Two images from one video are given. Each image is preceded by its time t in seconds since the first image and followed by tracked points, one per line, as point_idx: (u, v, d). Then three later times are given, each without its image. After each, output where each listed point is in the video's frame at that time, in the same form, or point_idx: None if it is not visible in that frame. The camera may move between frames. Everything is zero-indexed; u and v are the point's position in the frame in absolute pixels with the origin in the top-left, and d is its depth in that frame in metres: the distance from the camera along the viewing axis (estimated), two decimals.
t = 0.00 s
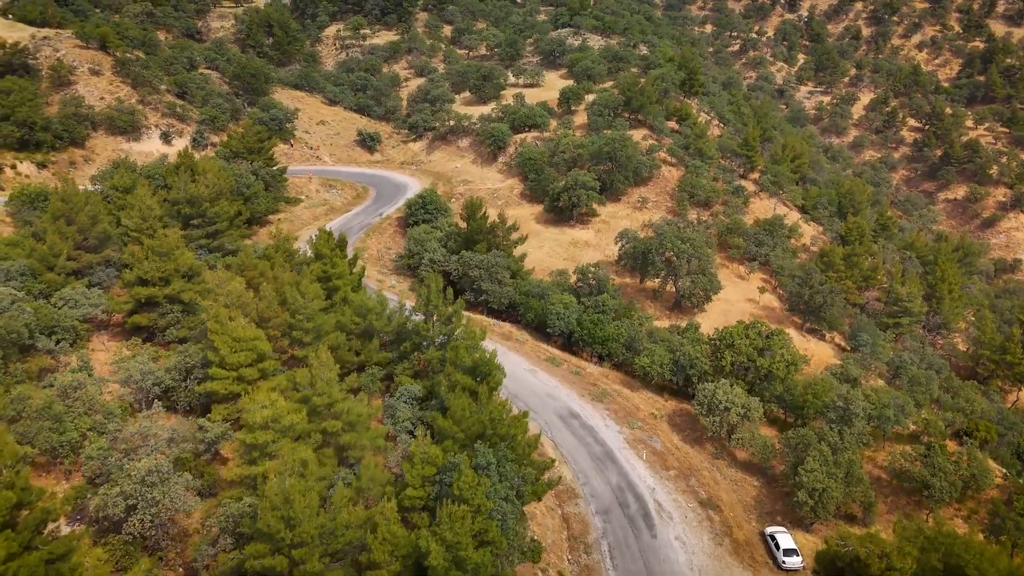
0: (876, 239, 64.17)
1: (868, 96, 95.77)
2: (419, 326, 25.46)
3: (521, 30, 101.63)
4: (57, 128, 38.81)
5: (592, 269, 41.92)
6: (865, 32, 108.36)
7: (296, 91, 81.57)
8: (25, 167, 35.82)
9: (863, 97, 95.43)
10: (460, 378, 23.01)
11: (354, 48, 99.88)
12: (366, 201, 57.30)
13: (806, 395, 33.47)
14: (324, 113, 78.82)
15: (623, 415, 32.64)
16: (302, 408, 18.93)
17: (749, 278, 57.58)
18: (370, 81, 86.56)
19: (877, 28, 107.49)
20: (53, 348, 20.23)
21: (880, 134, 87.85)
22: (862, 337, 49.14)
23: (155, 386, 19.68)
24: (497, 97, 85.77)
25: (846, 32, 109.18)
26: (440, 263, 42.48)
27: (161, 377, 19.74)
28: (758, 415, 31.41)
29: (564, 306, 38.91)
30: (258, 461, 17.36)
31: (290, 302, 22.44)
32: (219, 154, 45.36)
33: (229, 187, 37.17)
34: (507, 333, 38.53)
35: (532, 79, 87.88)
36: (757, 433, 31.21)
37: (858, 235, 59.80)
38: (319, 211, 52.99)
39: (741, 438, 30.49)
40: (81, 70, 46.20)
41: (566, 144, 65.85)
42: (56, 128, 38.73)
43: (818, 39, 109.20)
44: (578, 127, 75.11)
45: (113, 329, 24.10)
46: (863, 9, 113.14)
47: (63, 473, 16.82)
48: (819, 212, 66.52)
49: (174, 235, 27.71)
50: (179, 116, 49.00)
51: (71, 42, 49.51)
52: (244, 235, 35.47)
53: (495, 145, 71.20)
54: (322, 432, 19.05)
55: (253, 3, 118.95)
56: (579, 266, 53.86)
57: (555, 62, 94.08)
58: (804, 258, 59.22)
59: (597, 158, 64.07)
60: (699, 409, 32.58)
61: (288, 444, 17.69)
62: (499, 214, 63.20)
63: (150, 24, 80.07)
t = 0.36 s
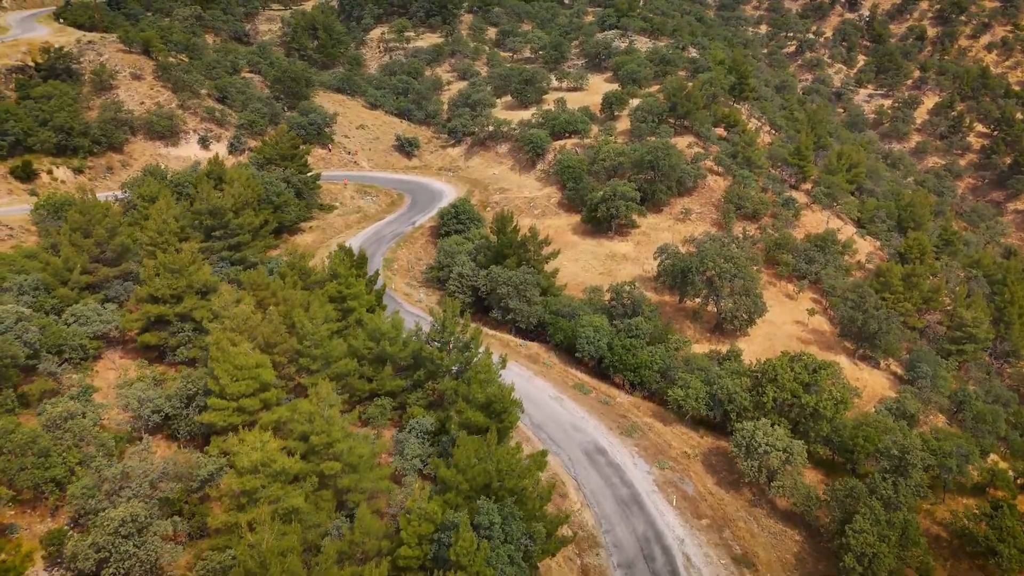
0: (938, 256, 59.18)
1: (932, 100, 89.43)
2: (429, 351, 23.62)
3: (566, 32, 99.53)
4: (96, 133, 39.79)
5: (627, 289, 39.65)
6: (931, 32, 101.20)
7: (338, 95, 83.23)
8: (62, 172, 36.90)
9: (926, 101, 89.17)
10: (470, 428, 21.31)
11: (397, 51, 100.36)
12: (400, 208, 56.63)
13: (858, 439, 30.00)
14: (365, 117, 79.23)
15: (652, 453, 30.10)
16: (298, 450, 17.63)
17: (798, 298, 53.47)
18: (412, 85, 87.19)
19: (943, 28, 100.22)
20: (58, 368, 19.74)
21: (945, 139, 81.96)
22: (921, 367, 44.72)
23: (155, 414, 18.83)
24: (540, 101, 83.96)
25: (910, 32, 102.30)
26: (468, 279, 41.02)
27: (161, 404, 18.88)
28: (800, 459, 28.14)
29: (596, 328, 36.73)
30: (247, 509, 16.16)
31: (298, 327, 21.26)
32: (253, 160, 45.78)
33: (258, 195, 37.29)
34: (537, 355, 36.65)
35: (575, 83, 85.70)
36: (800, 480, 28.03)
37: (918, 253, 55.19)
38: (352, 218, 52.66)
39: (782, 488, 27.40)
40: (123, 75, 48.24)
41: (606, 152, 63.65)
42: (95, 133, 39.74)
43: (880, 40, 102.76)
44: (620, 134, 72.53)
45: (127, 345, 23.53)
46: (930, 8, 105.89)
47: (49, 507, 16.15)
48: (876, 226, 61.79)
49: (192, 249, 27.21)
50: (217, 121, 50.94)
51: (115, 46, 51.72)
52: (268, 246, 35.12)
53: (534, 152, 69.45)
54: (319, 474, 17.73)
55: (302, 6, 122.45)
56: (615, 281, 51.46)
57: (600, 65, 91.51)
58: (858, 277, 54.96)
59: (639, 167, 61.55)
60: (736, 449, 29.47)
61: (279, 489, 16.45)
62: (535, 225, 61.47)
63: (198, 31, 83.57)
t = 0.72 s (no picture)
0: (1011, 276, 54.00)
1: (1005, 105, 82.76)
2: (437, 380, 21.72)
3: (614, 34, 96.82)
4: (134, 138, 41.19)
5: (664, 311, 37.07)
6: (1006, 32, 93.75)
7: (380, 98, 84.09)
8: (98, 177, 37.84)
9: (998, 106, 82.68)
10: (478, 473, 19.50)
11: (441, 53, 100.17)
12: (434, 216, 55.68)
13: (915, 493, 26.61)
14: (405, 121, 79.17)
15: (684, 496, 27.32)
16: (290, 494, 16.45)
17: (853, 320, 48.86)
18: (455, 89, 86.86)
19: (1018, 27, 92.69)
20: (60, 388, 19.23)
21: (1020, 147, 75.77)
22: (990, 405, 40.23)
23: (151, 444, 17.89)
24: (584, 105, 81.78)
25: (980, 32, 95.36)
26: (496, 294, 39.22)
27: (158, 433, 17.97)
28: (848, 513, 24.69)
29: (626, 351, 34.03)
30: (227, 562, 14.84)
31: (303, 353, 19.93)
32: (287, 167, 45.83)
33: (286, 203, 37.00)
34: (564, 380, 34.07)
35: (620, 86, 83.13)
36: (848, 537, 24.74)
37: (988, 275, 50.37)
38: (386, 226, 51.97)
39: (826, 548, 24.39)
40: (165, 79, 49.87)
41: (649, 161, 61.01)
42: (133, 138, 41.09)
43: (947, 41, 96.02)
44: (665, 141, 69.61)
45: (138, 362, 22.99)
46: (1002, 7, 98.35)
47: (33, 541, 15.52)
48: (939, 242, 56.95)
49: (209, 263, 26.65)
50: (257, 124, 52.06)
51: (158, 50, 53.17)
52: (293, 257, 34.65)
53: (575, 159, 67.39)
54: (312, 521, 16.34)
55: (350, 9, 124.43)
56: (653, 299, 48.52)
57: (648, 67, 88.43)
58: (919, 298, 50.56)
59: (683, 177, 58.74)
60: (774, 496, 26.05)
61: (264, 541, 15.03)
62: (573, 235, 59.31)
63: (246, 36, 85.97)
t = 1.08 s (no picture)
0: None
1: None
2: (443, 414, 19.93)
3: (660, 36, 93.63)
4: (168, 143, 41.89)
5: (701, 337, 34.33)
6: None
7: (419, 102, 84.01)
8: (129, 182, 38.45)
9: None
10: (481, 525, 17.70)
11: (483, 55, 99.35)
12: (465, 225, 54.35)
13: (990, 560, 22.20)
14: (444, 125, 78.68)
15: (717, 547, 24.42)
16: (272, 546, 15.16)
17: (908, 346, 44.00)
18: (495, 92, 85.73)
19: None
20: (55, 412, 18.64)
21: None
22: None
23: (138, 477, 16.92)
24: (626, 109, 79.18)
25: None
26: (522, 310, 37.27)
27: (147, 466, 17.01)
28: None
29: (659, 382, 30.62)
30: None
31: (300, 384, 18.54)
32: (316, 175, 45.02)
33: (312, 211, 36.22)
34: (590, 408, 31.64)
35: (665, 90, 80.23)
36: None
37: None
38: (416, 234, 50.92)
39: None
40: (201, 83, 50.47)
41: (692, 169, 58.10)
42: (167, 143, 41.80)
43: None
44: (710, 148, 66.42)
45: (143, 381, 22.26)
46: None
47: None
48: (1012, 263, 51.87)
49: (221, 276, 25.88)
50: (291, 128, 52.06)
51: (198, 53, 53.84)
52: (313, 269, 33.86)
53: (614, 166, 64.91)
54: None
55: (394, 10, 125.23)
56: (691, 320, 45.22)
57: (694, 70, 85.00)
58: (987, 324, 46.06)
59: (727, 186, 55.62)
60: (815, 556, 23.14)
61: None
62: (609, 246, 56.81)
63: (290, 39, 87.31)
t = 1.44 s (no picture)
0: None
1: None
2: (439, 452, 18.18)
3: (703, 37, 90.06)
4: (194, 147, 42.11)
5: (734, 364, 31.63)
6: None
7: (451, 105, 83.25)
8: (152, 187, 38.50)
9: None
10: None
11: (519, 57, 97.90)
12: (491, 234, 52.83)
13: None
14: (476, 129, 77.68)
15: None
16: None
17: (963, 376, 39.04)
18: (529, 94, 84.07)
19: None
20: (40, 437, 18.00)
21: None
22: None
23: (113, 517, 15.97)
24: (664, 114, 76.42)
25: None
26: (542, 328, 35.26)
27: (122, 504, 16.05)
28: None
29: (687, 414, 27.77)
30: None
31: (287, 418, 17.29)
32: (339, 181, 44.13)
33: (328, 220, 35.41)
34: (610, 439, 29.37)
35: (706, 93, 77.05)
36: None
37: None
38: (441, 243, 49.69)
39: None
40: (231, 86, 50.56)
41: (731, 178, 55.23)
42: (192, 147, 42.01)
43: None
44: (751, 155, 63.10)
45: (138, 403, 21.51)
46: None
47: None
48: None
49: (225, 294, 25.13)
50: (319, 132, 51.74)
51: (229, 56, 53.90)
52: (326, 282, 33.03)
53: (649, 174, 62.30)
54: None
55: (433, 11, 125.00)
56: (725, 341, 42.10)
57: (738, 72, 81.35)
58: None
59: (768, 197, 52.54)
60: None
61: None
62: (640, 258, 54.02)
63: (327, 40, 87.76)
